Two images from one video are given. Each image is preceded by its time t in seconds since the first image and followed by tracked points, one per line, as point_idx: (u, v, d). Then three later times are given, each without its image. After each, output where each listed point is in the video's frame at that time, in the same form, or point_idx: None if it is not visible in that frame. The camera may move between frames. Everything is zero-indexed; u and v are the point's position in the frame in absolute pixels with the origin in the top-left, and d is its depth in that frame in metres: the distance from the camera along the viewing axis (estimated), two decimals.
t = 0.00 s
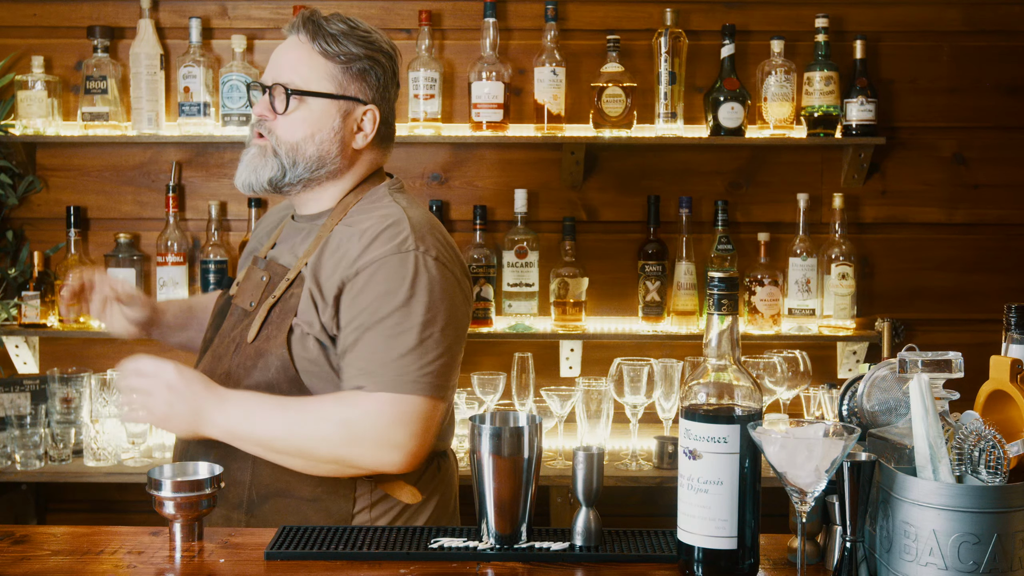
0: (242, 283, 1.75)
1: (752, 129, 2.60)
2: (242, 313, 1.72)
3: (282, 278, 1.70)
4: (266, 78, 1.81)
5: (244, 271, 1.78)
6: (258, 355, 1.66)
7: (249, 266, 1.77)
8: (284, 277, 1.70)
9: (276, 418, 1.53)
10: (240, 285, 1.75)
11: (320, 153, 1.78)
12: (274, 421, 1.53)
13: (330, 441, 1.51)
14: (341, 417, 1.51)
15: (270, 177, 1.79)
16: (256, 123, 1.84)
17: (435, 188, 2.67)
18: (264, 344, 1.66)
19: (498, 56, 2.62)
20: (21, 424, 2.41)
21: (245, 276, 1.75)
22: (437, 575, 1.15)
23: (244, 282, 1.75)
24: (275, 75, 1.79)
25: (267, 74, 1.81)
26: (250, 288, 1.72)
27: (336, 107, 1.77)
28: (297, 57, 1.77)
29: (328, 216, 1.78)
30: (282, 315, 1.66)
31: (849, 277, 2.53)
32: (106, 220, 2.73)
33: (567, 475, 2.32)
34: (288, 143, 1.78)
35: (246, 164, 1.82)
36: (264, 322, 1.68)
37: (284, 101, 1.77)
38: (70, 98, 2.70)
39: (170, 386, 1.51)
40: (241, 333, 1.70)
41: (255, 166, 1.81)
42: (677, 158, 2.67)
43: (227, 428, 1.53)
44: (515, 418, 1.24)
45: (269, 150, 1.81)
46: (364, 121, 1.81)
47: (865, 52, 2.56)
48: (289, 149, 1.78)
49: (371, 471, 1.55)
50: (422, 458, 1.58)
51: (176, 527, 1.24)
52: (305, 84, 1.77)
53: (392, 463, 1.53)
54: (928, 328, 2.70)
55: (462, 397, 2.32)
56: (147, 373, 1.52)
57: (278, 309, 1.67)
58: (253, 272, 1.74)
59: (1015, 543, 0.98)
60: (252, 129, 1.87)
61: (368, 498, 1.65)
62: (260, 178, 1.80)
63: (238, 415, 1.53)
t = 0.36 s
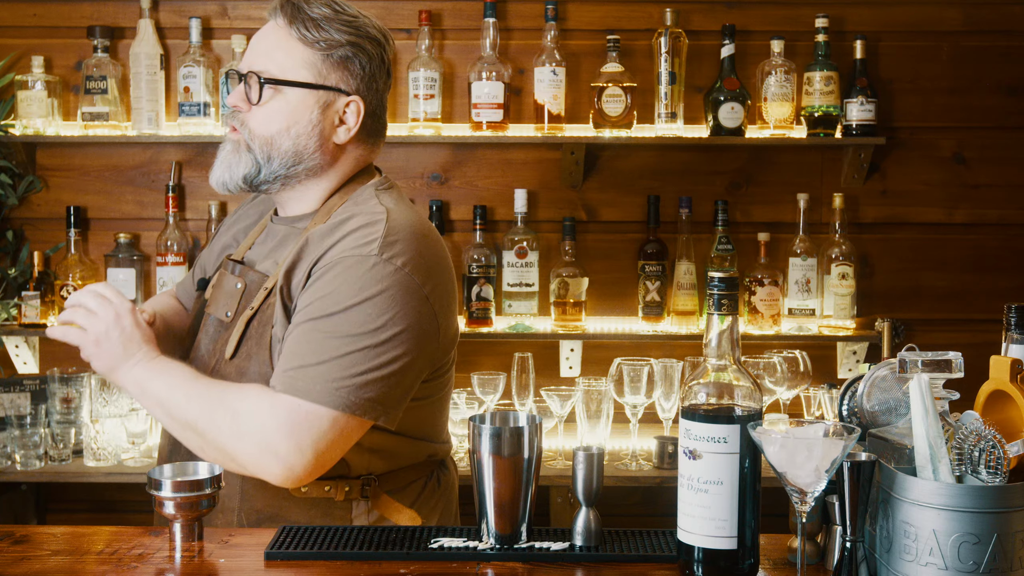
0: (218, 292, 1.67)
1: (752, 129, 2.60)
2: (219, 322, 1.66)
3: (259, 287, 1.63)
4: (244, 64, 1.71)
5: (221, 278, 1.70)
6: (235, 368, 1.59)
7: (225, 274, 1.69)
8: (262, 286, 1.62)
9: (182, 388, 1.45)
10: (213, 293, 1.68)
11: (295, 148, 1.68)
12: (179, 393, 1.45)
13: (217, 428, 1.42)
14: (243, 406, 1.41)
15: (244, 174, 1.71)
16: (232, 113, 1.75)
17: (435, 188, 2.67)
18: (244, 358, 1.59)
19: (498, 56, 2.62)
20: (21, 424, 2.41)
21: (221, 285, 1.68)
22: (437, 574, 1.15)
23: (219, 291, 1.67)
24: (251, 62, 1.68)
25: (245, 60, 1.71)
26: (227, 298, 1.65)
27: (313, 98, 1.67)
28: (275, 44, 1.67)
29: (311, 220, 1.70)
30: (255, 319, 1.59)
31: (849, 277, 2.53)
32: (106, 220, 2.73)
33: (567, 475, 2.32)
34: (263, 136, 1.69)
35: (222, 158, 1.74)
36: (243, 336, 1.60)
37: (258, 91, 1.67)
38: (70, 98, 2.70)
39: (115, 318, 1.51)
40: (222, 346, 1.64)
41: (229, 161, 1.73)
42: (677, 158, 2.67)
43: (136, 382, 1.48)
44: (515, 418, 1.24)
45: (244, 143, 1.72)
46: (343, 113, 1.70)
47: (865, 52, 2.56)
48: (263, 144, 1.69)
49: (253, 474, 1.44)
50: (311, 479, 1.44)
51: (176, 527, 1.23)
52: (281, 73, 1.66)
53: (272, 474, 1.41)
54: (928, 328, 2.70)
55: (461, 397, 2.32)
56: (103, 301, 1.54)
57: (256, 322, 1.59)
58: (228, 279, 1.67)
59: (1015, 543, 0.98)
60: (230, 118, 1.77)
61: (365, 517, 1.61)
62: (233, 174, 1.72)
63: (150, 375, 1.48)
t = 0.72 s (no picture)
0: (204, 298, 1.67)
1: (752, 129, 2.60)
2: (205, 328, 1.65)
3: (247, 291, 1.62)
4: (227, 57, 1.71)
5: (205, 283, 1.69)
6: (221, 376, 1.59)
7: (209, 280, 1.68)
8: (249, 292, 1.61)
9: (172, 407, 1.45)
10: (201, 297, 1.68)
11: (276, 144, 1.68)
12: (170, 412, 1.45)
13: (211, 447, 1.42)
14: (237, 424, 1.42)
15: (222, 167, 1.70)
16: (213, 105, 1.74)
17: (435, 188, 2.67)
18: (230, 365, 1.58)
19: (498, 56, 2.62)
20: (21, 424, 2.41)
21: (207, 291, 1.67)
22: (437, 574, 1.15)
23: (206, 295, 1.67)
24: (235, 56, 1.69)
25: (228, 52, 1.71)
26: (213, 304, 1.65)
27: (294, 93, 1.67)
28: (259, 37, 1.67)
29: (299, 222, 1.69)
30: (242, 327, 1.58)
31: (849, 276, 2.53)
32: (106, 220, 2.73)
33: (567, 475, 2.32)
34: (243, 130, 1.69)
35: (201, 150, 1.74)
36: (231, 344, 1.59)
37: (239, 86, 1.67)
38: (70, 98, 2.70)
39: (90, 348, 1.50)
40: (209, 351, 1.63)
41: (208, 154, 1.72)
42: (677, 158, 2.67)
43: (122, 407, 1.48)
44: (515, 418, 1.24)
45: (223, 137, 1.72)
46: (324, 109, 1.69)
47: (865, 52, 2.56)
48: (243, 138, 1.69)
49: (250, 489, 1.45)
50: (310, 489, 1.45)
51: (177, 527, 1.23)
52: (263, 66, 1.66)
53: (270, 488, 1.42)
54: (928, 328, 2.70)
55: (461, 397, 2.32)
56: (72, 330, 1.52)
57: (243, 328, 1.58)
58: (214, 283, 1.67)
59: (1015, 543, 0.98)
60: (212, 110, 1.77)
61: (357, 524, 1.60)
62: (212, 168, 1.71)
63: (138, 398, 1.47)
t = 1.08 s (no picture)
0: (212, 296, 1.65)
1: (752, 129, 2.60)
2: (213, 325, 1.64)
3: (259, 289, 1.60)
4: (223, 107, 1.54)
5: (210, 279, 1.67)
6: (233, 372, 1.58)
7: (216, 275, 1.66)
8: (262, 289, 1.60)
9: (183, 385, 1.38)
10: (207, 296, 1.66)
11: (318, 178, 1.57)
12: (180, 394, 1.38)
13: (224, 430, 1.38)
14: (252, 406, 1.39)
15: (270, 216, 1.56)
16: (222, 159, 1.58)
17: (435, 188, 2.67)
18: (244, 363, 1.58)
19: (498, 56, 2.62)
20: (21, 424, 2.41)
21: (214, 288, 1.65)
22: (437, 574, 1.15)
23: (213, 293, 1.65)
24: (235, 99, 1.50)
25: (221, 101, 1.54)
26: (222, 301, 1.63)
27: (312, 117, 1.52)
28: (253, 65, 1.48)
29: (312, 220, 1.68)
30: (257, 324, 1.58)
31: (849, 277, 2.54)
32: (106, 220, 2.73)
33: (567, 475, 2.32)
34: (275, 171, 1.54)
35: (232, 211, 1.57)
36: (245, 340, 1.58)
37: (264, 138, 1.52)
38: (70, 98, 2.70)
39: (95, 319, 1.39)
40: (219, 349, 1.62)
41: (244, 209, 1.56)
42: (677, 158, 2.66)
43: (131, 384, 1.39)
44: (515, 418, 1.24)
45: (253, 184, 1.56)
46: (338, 121, 1.57)
47: (865, 52, 2.56)
48: (280, 178, 1.55)
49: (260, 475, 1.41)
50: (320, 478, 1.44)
51: (177, 527, 1.23)
52: (272, 99, 1.49)
53: (284, 475, 1.40)
54: (928, 328, 2.70)
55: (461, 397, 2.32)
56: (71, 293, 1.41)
57: (257, 325, 1.58)
58: (222, 282, 1.64)
59: (1015, 543, 0.98)
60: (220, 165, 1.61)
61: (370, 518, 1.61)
62: (257, 219, 1.56)
63: (146, 375, 1.39)
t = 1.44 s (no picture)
0: (239, 309, 1.71)
1: (752, 129, 2.60)
2: (243, 335, 1.71)
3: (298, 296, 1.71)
4: (270, 175, 1.60)
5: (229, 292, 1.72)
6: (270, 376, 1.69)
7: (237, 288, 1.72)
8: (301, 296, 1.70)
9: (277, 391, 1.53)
10: (228, 306, 1.72)
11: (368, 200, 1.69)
12: (273, 397, 1.53)
13: (314, 423, 1.52)
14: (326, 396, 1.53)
15: (345, 244, 1.66)
16: (278, 218, 1.64)
17: (435, 188, 2.67)
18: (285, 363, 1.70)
19: (498, 56, 2.62)
20: (21, 424, 2.41)
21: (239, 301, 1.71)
22: (437, 574, 1.15)
23: (240, 306, 1.72)
24: (287, 161, 1.57)
25: (266, 169, 1.59)
26: (253, 313, 1.71)
27: (354, 147, 1.62)
28: (295, 126, 1.56)
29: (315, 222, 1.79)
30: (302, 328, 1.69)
31: (849, 277, 2.53)
32: (106, 220, 2.73)
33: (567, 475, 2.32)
34: (338, 204, 1.63)
35: (310, 257, 1.65)
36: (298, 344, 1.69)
37: (337, 181, 1.61)
38: (70, 98, 2.70)
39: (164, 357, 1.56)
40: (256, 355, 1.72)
41: (322, 250, 1.64)
42: (677, 158, 2.66)
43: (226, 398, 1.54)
44: (515, 418, 1.24)
45: (322, 224, 1.63)
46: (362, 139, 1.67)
47: (865, 52, 2.56)
48: (343, 208, 1.64)
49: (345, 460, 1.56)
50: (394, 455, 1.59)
51: (177, 527, 1.24)
52: (325, 148, 1.56)
53: (369, 455, 1.54)
54: (928, 328, 2.71)
55: (461, 397, 2.32)
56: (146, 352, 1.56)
57: (309, 327, 1.69)
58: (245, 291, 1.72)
59: (1016, 543, 0.98)
60: (271, 226, 1.66)
61: (410, 488, 1.77)
62: (336, 252, 1.65)
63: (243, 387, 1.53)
